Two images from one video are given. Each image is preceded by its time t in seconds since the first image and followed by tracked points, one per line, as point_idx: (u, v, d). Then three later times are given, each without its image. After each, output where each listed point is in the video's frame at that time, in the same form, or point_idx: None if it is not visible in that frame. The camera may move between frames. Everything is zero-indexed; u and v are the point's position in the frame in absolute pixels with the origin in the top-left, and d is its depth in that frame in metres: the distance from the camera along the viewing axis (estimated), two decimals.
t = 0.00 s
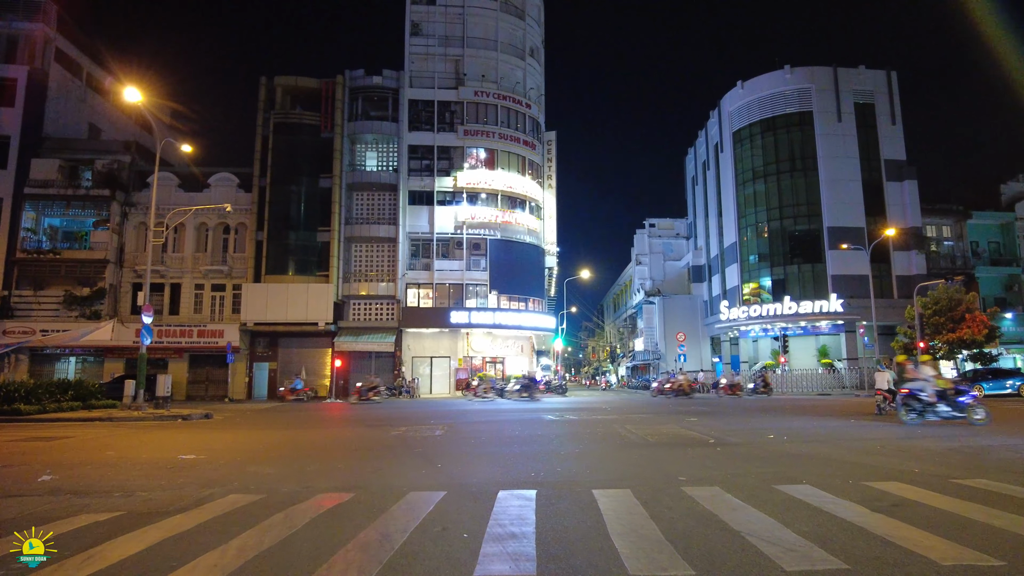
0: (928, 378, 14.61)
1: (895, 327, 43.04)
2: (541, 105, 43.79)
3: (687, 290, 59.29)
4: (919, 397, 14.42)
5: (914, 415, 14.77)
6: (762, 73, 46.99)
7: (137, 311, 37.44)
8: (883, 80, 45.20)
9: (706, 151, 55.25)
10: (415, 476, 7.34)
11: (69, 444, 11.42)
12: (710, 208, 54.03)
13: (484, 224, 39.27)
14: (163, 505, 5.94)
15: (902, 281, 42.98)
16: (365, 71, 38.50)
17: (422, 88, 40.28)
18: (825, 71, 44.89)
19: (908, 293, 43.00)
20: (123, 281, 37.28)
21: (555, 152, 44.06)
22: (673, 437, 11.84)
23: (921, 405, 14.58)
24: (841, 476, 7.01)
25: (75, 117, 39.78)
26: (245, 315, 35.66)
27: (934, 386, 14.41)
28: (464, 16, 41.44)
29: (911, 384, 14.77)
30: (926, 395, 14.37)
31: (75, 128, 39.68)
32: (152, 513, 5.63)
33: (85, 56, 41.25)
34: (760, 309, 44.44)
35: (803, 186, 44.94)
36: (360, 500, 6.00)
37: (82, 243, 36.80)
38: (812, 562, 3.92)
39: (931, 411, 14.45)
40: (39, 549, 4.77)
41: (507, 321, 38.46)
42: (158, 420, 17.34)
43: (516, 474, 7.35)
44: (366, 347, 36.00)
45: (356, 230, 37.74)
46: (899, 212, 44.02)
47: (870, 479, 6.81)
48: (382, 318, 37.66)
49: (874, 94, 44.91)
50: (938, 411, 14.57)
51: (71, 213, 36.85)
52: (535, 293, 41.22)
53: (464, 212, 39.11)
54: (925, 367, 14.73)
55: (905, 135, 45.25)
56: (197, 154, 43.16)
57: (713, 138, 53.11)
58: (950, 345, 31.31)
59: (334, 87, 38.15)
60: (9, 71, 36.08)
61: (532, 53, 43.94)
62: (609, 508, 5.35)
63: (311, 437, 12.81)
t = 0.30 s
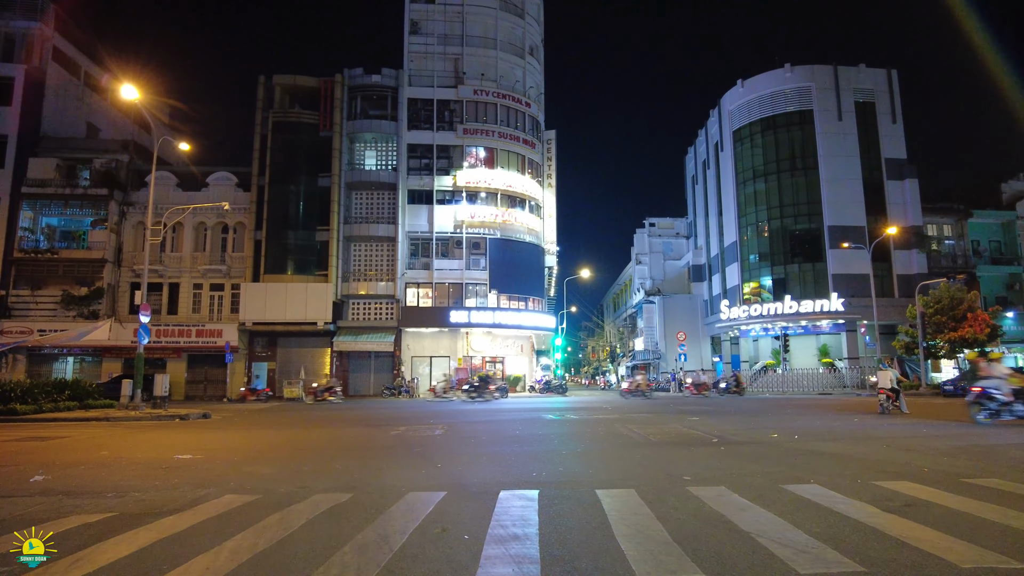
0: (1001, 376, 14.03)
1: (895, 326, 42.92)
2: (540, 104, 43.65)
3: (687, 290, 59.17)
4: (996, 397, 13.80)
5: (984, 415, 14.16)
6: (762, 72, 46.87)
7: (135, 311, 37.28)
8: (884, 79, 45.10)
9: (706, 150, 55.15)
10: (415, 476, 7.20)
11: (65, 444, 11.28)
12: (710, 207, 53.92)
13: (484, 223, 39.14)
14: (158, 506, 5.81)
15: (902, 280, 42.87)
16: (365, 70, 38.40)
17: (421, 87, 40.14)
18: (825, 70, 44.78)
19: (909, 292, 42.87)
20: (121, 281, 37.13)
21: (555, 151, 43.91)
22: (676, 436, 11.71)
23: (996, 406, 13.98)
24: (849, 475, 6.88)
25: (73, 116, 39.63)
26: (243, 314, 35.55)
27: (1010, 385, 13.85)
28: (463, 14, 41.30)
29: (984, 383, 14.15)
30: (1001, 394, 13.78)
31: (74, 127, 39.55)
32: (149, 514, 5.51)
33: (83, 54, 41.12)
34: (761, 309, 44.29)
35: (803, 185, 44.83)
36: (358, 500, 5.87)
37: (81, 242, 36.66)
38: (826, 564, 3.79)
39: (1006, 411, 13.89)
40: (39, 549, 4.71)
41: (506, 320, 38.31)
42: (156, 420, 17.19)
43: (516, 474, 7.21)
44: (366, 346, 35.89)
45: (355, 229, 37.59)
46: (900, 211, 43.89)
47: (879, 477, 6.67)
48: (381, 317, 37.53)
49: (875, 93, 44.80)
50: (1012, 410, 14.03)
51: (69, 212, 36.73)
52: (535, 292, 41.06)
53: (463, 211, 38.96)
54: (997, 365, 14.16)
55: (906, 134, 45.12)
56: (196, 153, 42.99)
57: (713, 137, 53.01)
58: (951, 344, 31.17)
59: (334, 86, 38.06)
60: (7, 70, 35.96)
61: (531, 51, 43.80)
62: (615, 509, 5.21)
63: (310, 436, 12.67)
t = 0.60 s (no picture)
0: None
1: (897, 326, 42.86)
2: (541, 104, 43.56)
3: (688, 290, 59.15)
4: None
5: None
6: (763, 72, 46.82)
7: (136, 310, 37.21)
8: (885, 79, 45.03)
9: (707, 150, 55.08)
10: (418, 477, 7.12)
11: (64, 444, 11.21)
12: (711, 207, 53.85)
13: (484, 223, 39.12)
14: (157, 507, 5.74)
15: (904, 281, 42.79)
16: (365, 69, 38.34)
17: (422, 86, 40.07)
18: (826, 70, 44.70)
19: (911, 293, 42.78)
20: (121, 280, 37.06)
21: (556, 150, 43.82)
22: (680, 437, 11.65)
23: None
24: (856, 477, 6.81)
25: (74, 115, 39.56)
26: (244, 314, 35.47)
27: None
28: (464, 13, 41.23)
29: None
30: None
31: (74, 126, 39.48)
32: (148, 516, 5.43)
33: (83, 53, 41.02)
34: (761, 309, 44.24)
35: (805, 186, 44.77)
36: (361, 502, 5.81)
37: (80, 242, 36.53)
38: (839, 569, 3.73)
39: None
40: (40, 548, 4.69)
41: (507, 320, 38.24)
42: (156, 420, 17.12)
43: (521, 475, 7.14)
44: (366, 346, 35.79)
45: (356, 229, 37.52)
46: (901, 211, 43.87)
47: (886, 480, 6.61)
48: (382, 317, 37.47)
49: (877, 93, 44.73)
50: None
51: (69, 211, 36.69)
52: (535, 292, 40.98)
53: (464, 211, 38.91)
54: None
55: (907, 134, 45.04)
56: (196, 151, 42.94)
57: (714, 137, 52.94)
58: (953, 345, 31.05)
59: (334, 85, 37.99)
60: (7, 68, 35.90)
61: (532, 51, 43.71)
62: (621, 512, 5.15)
63: (312, 436, 12.63)
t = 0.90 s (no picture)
0: None
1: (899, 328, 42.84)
2: (543, 106, 43.54)
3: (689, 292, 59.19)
4: None
5: None
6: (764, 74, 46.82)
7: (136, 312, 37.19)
8: (887, 81, 45.00)
9: (708, 152, 55.08)
10: (419, 480, 7.08)
11: (65, 446, 11.18)
12: (712, 209, 53.83)
13: (486, 225, 39.11)
14: (159, 509, 5.73)
15: (906, 283, 42.75)
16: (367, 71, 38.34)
17: (423, 88, 40.06)
18: (828, 72, 44.68)
19: (912, 295, 42.73)
20: (122, 281, 37.05)
21: (557, 152, 43.77)
22: (682, 439, 11.60)
23: None
24: (860, 480, 6.77)
25: (75, 116, 39.61)
26: (244, 315, 35.41)
27: None
28: (465, 15, 41.25)
29: None
30: None
31: (75, 128, 39.54)
32: (150, 517, 5.43)
33: (85, 54, 41.07)
34: (763, 311, 44.17)
35: (806, 188, 44.74)
36: (363, 504, 5.78)
37: (81, 242, 37.01)
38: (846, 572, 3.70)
39: None
40: (40, 549, 4.70)
41: (508, 322, 38.35)
42: (156, 421, 17.09)
43: (524, 478, 7.10)
44: (367, 347, 35.74)
45: (357, 231, 37.48)
46: (903, 213, 43.78)
47: (891, 483, 6.56)
48: (383, 319, 37.45)
49: (878, 95, 44.71)
50: None
51: (70, 213, 36.89)
52: (536, 294, 40.94)
53: (465, 213, 38.90)
54: None
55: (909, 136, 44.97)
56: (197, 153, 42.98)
57: (715, 139, 52.93)
58: (955, 347, 30.95)
59: (336, 87, 38.01)
60: (9, 70, 35.96)
61: (533, 53, 43.71)
62: (626, 515, 5.11)
63: (313, 438, 12.61)
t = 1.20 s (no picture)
0: None
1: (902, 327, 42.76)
2: (544, 105, 43.47)
3: (691, 291, 59.13)
4: None
5: None
6: (766, 72, 46.72)
7: (139, 312, 37.22)
8: (889, 79, 44.88)
9: (710, 150, 54.98)
10: (420, 479, 7.04)
11: (67, 446, 11.15)
12: (714, 208, 53.73)
13: (487, 224, 39.06)
14: (159, 508, 5.69)
15: (909, 282, 42.61)
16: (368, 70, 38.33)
17: (425, 87, 40.01)
18: (830, 70, 44.58)
19: (916, 293, 42.60)
20: (124, 282, 37.09)
21: (559, 151, 43.69)
22: (686, 438, 11.54)
23: None
24: (865, 479, 6.71)
25: (77, 117, 39.66)
26: (247, 315, 35.44)
27: None
28: (466, 15, 41.21)
29: None
30: None
31: (77, 128, 39.60)
32: (149, 517, 5.38)
33: (86, 55, 41.12)
34: (765, 310, 44.08)
35: (808, 186, 44.64)
36: (363, 504, 5.74)
37: (83, 243, 37.16)
38: (849, 572, 3.65)
39: None
40: (41, 548, 4.66)
41: (511, 322, 38.35)
42: (159, 421, 17.11)
43: (525, 477, 7.06)
44: (369, 347, 35.77)
45: (359, 230, 37.48)
46: (906, 211, 43.63)
47: (896, 481, 6.51)
48: (385, 318, 37.41)
49: (880, 93, 44.59)
50: None
51: (73, 214, 36.90)
52: (538, 293, 40.91)
53: (467, 212, 38.87)
54: None
55: (912, 134, 44.85)
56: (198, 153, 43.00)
57: (717, 137, 52.85)
58: (959, 346, 30.83)
59: (337, 86, 38.04)
60: (11, 71, 36.02)
61: (535, 52, 43.66)
62: (628, 514, 5.08)
63: (315, 437, 12.61)
